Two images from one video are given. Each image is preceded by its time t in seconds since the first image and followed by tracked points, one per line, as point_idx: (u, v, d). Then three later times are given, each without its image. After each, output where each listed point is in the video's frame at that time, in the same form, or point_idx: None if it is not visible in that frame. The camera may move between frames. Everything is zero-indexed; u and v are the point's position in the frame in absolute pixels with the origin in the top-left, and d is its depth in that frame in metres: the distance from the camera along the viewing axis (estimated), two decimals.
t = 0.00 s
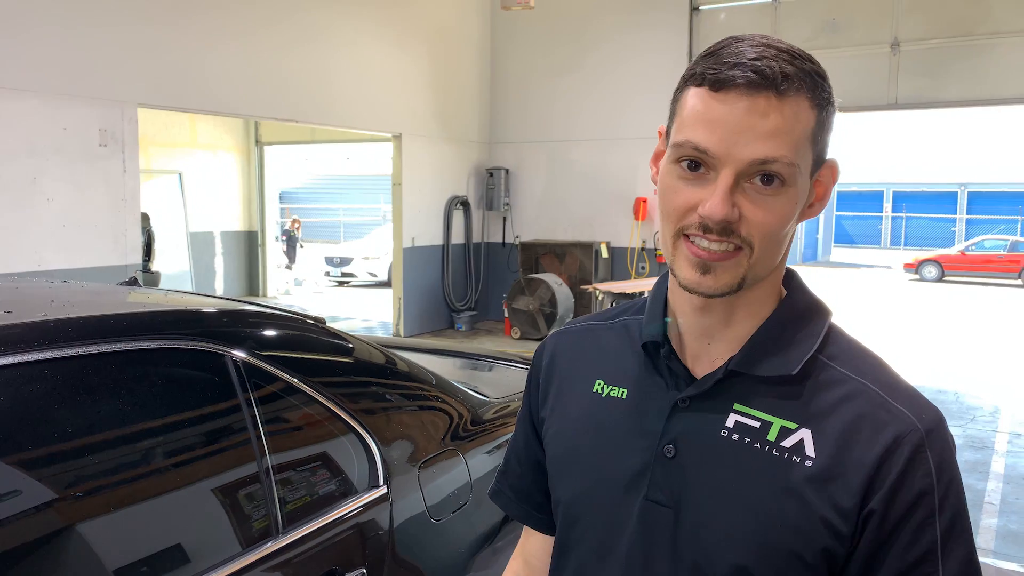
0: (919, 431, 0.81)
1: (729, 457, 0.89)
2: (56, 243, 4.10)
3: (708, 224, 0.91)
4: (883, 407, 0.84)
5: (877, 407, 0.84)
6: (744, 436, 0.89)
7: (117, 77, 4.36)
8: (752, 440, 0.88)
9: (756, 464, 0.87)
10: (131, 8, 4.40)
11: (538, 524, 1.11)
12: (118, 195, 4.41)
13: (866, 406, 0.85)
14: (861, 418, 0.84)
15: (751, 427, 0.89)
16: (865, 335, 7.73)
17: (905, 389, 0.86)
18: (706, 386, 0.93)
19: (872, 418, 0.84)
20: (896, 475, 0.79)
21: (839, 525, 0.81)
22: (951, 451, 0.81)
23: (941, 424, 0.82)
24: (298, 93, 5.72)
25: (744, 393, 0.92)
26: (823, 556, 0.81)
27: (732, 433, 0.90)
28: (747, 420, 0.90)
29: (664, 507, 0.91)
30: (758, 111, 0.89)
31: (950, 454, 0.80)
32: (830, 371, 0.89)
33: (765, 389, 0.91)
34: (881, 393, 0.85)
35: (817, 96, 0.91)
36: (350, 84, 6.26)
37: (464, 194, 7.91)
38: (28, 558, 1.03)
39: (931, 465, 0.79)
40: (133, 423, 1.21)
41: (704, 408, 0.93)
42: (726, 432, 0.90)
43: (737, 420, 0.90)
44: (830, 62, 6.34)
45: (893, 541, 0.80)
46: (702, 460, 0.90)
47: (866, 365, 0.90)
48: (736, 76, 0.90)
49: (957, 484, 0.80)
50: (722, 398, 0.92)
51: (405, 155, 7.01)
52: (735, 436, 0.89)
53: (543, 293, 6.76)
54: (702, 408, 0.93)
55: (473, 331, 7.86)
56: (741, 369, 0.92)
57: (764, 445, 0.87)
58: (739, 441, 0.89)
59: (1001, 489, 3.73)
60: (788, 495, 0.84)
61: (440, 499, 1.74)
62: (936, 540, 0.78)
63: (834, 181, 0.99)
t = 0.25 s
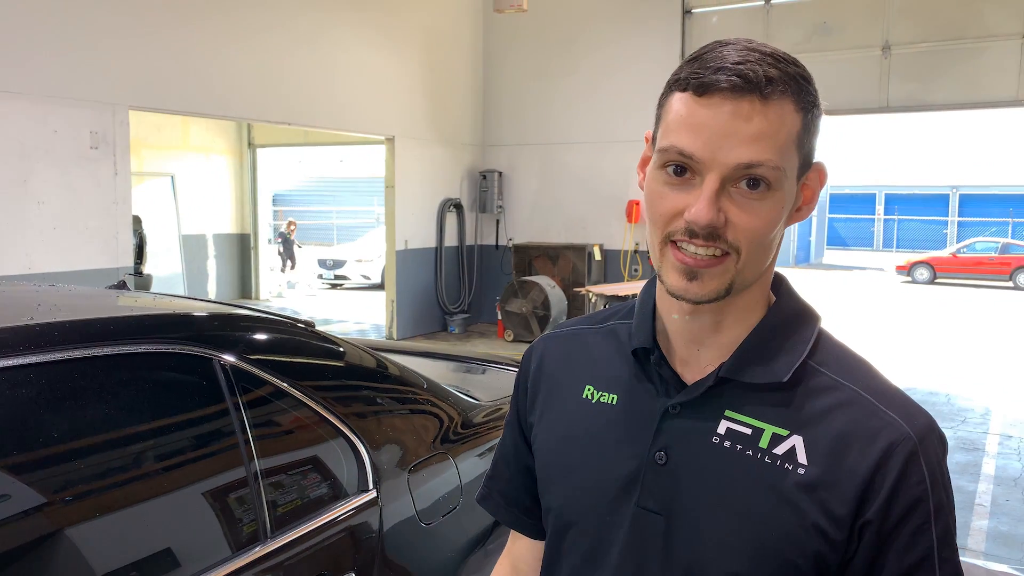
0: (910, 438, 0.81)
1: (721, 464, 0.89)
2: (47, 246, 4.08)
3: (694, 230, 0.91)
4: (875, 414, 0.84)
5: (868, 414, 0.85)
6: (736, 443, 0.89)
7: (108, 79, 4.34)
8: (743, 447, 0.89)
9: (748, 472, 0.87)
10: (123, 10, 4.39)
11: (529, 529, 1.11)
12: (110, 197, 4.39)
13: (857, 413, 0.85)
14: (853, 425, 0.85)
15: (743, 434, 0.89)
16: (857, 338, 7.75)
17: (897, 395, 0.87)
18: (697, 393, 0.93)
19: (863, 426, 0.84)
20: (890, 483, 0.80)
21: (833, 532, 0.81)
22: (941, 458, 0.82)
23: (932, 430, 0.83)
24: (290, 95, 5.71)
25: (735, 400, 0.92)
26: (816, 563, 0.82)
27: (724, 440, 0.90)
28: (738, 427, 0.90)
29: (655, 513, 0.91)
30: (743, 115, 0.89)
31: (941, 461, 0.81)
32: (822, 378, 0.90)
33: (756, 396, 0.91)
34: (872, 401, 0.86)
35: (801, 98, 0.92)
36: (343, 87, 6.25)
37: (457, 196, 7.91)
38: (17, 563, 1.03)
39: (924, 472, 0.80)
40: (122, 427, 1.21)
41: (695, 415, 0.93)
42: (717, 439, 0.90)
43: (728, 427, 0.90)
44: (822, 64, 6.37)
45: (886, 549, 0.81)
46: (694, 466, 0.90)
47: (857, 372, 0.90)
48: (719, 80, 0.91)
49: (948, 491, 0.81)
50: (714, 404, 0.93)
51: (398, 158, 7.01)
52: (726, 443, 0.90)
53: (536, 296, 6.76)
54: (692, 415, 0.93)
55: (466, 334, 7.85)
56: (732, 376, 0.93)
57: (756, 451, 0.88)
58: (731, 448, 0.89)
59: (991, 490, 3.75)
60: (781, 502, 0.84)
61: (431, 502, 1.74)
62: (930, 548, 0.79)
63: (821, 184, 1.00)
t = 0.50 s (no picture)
0: (900, 440, 0.81)
1: (714, 466, 0.89)
2: (38, 249, 4.05)
3: (686, 234, 0.91)
4: (866, 416, 0.84)
5: (859, 416, 0.85)
6: (728, 446, 0.89)
7: (99, 81, 4.33)
8: (735, 450, 0.88)
9: (740, 475, 0.87)
10: (114, 12, 4.37)
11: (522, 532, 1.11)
12: (101, 200, 4.37)
13: (848, 415, 0.85)
14: (844, 428, 0.85)
15: (735, 437, 0.89)
16: (849, 339, 7.78)
17: (886, 397, 0.87)
18: (689, 396, 0.93)
19: (855, 428, 0.84)
20: (880, 485, 0.80)
21: (823, 534, 0.81)
22: (931, 460, 0.82)
23: (922, 432, 0.83)
24: (283, 97, 5.70)
25: (726, 403, 0.92)
26: (807, 566, 0.82)
27: (716, 443, 0.90)
28: (730, 430, 0.90)
29: (648, 516, 0.91)
30: (732, 118, 0.89)
31: (931, 462, 0.81)
32: (813, 380, 0.90)
33: (747, 399, 0.91)
34: (863, 403, 0.86)
35: (789, 99, 0.92)
36: (336, 89, 6.25)
37: (450, 199, 7.91)
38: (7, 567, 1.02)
39: (914, 475, 0.80)
40: (113, 430, 1.20)
41: (687, 418, 0.93)
42: (709, 442, 0.90)
43: (721, 430, 0.90)
44: (814, 67, 6.39)
45: (876, 550, 0.81)
46: (686, 470, 0.90)
47: (848, 374, 0.90)
48: (708, 83, 0.91)
49: (937, 492, 0.81)
50: (706, 407, 0.92)
51: (391, 160, 7.00)
52: (718, 446, 0.89)
53: (530, 298, 6.76)
54: (684, 418, 0.93)
55: (460, 336, 7.84)
56: (725, 380, 0.92)
57: (747, 455, 0.88)
58: (723, 451, 0.89)
59: (983, 492, 3.76)
60: (772, 506, 0.84)
61: (422, 506, 1.73)
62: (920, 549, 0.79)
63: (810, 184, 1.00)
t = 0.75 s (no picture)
0: (889, 441, 0.82)
1: (705, 468, 0.88)
2: (30, 250, 4.03)
3: (671, 235, 0.91)
4: (855, 419, 0.84)
5: (849, 418, 0.85)
6: (718, 447, 0.89)
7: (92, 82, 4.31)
8: (726, 452, 0.88)
9: (731, 477, 0.87)
10: (107, 13, 4.36)
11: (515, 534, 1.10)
12: (93, 201, 4.35)
13: (838, 417, 0.85)
14: (834, 430, 0.84)
15: (725, 439, 0.89)
16: (842, 341, 7.80)
17: (876, 400, 0.87)
18: (680, 397, 0.93)
19: (845, 430, 0.84)
20: (870, 488, 0.80)
21: (813, 536, 0.81)
22: (920, 462, 0.82)
23: (912, 435, 0.83)
24: (276, 99, 5.68)
25: (717, 405, 0.91)
26: (798, 570, 0.81)
27: (707, 444, 0.90)
28: (721, 432, 0.89)
29: (639, 518, 0.90)
30: (720, 120, 0.89)
31: (922, 464, 0.81)
32: (803, 382, 0.89)
33: (738, 401, 0.91)
34: (852, 405, 0.86)
35: (780, 102, 0.92)
36: (330, 90, 6.23)
37: (445, 200, 7.90)
38: None
39: (904, 477, 0.80)
40: (104, 433, 1.19)
41: (678, 420, 0.92)
42: (700, 444, 0.90)
43: (711, 432, 0.90)
44: (808, 69, 6.41)
45: (866, 553, 0.81)
46: (677, 472, 0.90)
47: (838, 376, 0.90)
48: (697, 85, 0.91)
49: (927, 494, 0.81)
50: (697, 409, 0.92)
51: (386, 162, 6.99)
52: (709, 448, 0.89)
53: (524, 300, 6.75)
54: (675, 420, 0.93)
55: (455, 338, 7.84)
56: (715, 381, 0.92)
57: (738, 457, 0.87)
58: (714, 453, 0.89)
59: (976, 493, 3.77)
60: (762, 508, 0.84)
61: (413, 509, 1.72)
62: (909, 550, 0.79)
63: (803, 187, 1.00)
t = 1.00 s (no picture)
0: (880, 445, 0.82)
1: (694, 472, 0.89)
2: (23, 253, 4.01)
3: (661, 238, 0.91)
4: (845, 422, 0.85)
5: (839, 421, 0.85)
6: (708, 451, 0.89)
7: (86, 85, 4.30)
8: (715, 456, 0.88)
9: (721, 481, 0.87)
10: (102, 15, 4.35)
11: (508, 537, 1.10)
12: (87, 204, 4.34)
13: (828, 419, 0.85)
14: (823, 434, 0.85)
15: (715, 443, 0.89)
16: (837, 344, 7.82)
17: (866, 403, 0.87)
18: (669, 401, 0.93)
19: (834, 433, 0.84)
20: (860, 491, 0.80)
21: (803, 540, 0.81)
22: (911, 465, 0.82)
23: (903, 437, 0.83)
24: (271, 102, 5.68)
25: (707, 409, 0.92)
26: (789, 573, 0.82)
27: (696, 448, 0.90)
28: (710, 436, 0.90)
29: (629, 522, 0.91)
30: (710, 124, 0.90)
31: (912, 467, 0.82)
32: (793, 385, 0.90)
33: (728, 404, 0.91)
34: (842, 408, 0.86)
35: (770, 105, 0.92)
36: (325, 94, 6.23)
37: (440, 203, 7.90)
38: None
39: (894, 480, 0.80)
40: (96, 436, 1.19)
41: (668, 423, 0.93)
42: (690, 447, 0.90)
43: (701, 435, 0.90)
44: (801, 73, 6.43)
45: (858, 556, 0.81)
46: (667, 475, 0.90)
47: (829, 379, 0.90)
48: (687, 88, 0.91)
49: (917, 497, 0.81)
50: (688, 413, 0.92)
51: (381, 165, 6.99)
52: (699, 452, 0.89)
53: (520, 303, 6.76)
54: (665, 424, 0.93)
55: (450, 341, 7.83)
56: (706, 386, 0.92)
57: (727, 460, 0.88)
58: (703, 457, 0.89)
59: (970, 496, 3.78)
60: (752, 512, 0.84)
61: (407, 512, 1.71)
62: (900, 554, 0.80)
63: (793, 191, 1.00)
